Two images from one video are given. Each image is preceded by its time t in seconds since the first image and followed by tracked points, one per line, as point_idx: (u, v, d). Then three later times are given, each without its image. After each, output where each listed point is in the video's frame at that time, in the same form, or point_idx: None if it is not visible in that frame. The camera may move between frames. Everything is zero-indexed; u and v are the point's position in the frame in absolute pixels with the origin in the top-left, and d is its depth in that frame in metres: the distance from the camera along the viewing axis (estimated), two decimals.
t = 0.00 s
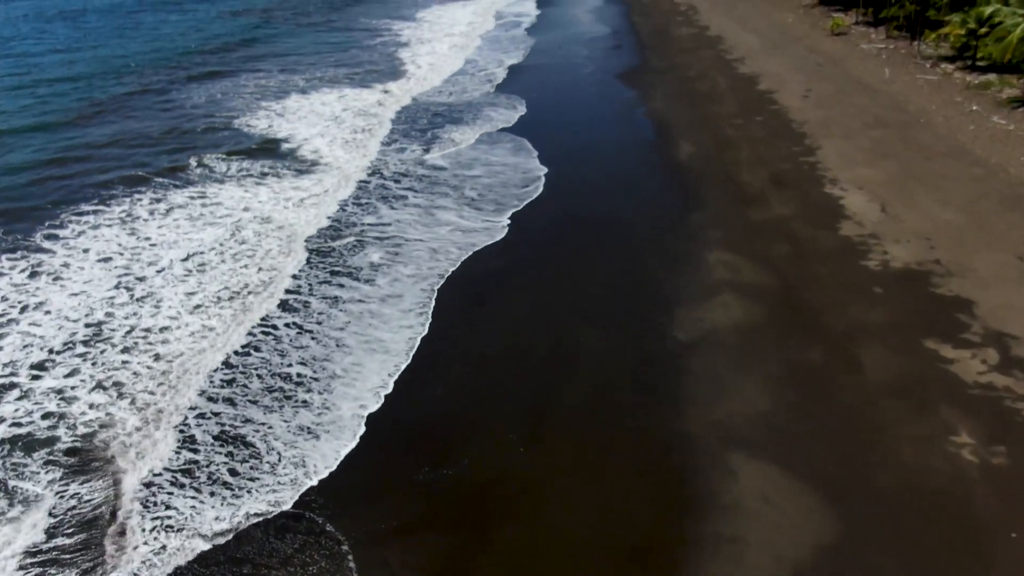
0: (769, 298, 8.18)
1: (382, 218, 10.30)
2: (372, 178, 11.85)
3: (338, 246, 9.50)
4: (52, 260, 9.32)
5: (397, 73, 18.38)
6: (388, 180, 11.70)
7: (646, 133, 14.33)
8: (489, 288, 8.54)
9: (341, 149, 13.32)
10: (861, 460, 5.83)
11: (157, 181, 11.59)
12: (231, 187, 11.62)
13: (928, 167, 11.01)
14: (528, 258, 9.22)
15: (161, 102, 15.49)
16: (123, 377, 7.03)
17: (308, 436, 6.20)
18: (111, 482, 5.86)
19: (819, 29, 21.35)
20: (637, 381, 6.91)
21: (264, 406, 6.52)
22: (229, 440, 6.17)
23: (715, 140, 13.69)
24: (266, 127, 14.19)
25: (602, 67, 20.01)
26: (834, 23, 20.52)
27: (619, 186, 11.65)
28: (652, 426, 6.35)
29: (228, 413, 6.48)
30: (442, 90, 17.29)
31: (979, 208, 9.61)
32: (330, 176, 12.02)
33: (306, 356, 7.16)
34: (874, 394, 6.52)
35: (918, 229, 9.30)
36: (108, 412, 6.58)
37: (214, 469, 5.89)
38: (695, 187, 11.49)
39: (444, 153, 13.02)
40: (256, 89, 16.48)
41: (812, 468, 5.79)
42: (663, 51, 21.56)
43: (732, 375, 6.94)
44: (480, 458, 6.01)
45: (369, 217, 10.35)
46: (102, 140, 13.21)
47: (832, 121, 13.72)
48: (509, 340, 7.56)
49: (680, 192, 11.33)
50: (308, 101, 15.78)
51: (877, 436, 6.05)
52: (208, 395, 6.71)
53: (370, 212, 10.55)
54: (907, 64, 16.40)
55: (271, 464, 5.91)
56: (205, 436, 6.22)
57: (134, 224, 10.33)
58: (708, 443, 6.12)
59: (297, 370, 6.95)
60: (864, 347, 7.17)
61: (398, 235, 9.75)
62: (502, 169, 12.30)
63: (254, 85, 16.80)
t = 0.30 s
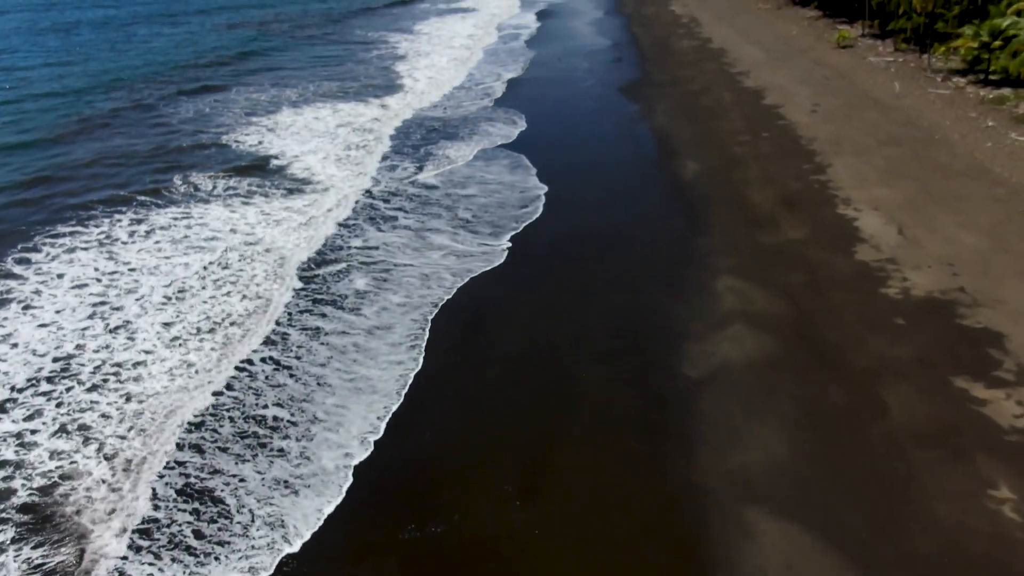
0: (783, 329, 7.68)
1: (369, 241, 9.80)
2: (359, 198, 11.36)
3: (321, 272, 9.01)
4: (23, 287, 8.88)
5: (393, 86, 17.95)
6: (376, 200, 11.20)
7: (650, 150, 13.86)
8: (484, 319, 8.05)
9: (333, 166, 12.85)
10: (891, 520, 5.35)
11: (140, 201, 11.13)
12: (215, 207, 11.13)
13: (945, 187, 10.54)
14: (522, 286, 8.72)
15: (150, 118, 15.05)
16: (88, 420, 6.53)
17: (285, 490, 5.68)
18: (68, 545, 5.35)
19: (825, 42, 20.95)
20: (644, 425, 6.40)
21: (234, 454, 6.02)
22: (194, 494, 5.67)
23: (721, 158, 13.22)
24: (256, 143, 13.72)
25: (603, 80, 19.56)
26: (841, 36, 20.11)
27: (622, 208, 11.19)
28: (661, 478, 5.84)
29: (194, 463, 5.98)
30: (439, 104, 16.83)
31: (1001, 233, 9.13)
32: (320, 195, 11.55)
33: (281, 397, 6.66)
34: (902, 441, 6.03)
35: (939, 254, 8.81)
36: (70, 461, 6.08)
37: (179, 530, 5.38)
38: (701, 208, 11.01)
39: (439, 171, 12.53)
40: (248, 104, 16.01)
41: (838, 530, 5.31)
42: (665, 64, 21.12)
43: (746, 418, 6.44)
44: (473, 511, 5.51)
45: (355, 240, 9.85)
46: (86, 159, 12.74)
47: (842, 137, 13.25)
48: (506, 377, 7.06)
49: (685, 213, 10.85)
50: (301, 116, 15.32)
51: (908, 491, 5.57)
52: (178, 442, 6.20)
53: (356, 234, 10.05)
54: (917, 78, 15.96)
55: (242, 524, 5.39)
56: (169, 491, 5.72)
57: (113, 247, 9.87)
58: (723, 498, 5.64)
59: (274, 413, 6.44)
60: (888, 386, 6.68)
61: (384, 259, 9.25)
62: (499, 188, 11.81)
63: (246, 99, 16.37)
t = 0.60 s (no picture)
0: (799, 364, 7.20)
1: (356, 267, 9.33)
2: (348, 220, 10.87)
3: (304, 302, 8.55)
4: None
5: (389, 101, 17.50)
6: (366, 222, 10.72)
7: (653, 168, 13.38)
8: (478, 355, 7.58)
9: (324, 186, 12.37)
10: None
11: (121, 223, 10.66)
12: (200, 229, 10.65)
13: (964, 210, 10.05)
14: (516, 317, 8.25)
15: (138, 135, 14.60)
16: (50, 471, 6.07)
17: (257, 558, 5.20)
18: None
19: (830, 56, 20.52)
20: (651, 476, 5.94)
21: (198, 514, 5.57)
22: (153, 562, 5.22)
23: (727, 176, 12.75)
24: (246, 162, 13.24)
25: (604, 95, 19.12)
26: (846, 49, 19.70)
27: (624, 229, 10.73)
28: (670, 539, 5.37)
29: (156, 524, 5.53)
30: (436, 120, 16.37)
31: None
32: (310, 217, 11.08)
33: (254, 446, 6.20)
34: (936, 496, 5.56)
35: (962, 282, 8.31)
36: (26, 522, 5.63)
37: None
38: (708, 231, 10.53)
39: (434, 192, 12.06)
40: (239, 120, 15.56)
41: None
42: (667, 78, 20.69)
43: (762, 469, 5.97)
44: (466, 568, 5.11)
45: (340, 266, 9.38)
46: (68, 179, 12.27)
47: (853, 155, 12.79)
48: (502, 420, 6.59)
49: (691, 237, 10.36)
50: (293, 132, 14.86)
51: (944, 555, 5.11)
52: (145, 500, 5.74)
53: (342, 260, 9.58)
54: (927, 93, 15.50)
55: None
56: (126, 558, 5.28)
57: (90, 272, 9.42)
58: (740, 563, 5.17)
59: (248, 466, 5.98)
60: (915, 430, 6.22)
61: (370, 287, 8.78)
62: (495, 210, 11.34)
63: (237, 115, 15.91)
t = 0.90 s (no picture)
0: (816, 404, 6.72)
1: (340, 297, 8.85)
2: (334, 244, 10.40)
3: (287, 334, 8.08)
4: None
5: (385, 117, 17.07)
6: (354, 247, 10.24)
7: (657, 188, 12.91)
8: (472, 395, 7.10)
9: (315, 206, 11.91)
10: None
11: (101, 247, 10.19)
12: (182, 254, 10.16)
13: (984, 235, 9.60)
14: (509, 352, 7.77)
15: (124, 153, 14.15)
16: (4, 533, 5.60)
17: None
18: None
19: (836, 70, 20.11)
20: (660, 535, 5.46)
21: None
22: None
23: (734, 197, 12.28)
24: (235, 181, 12.77)
25: (605, 111, 18.68)
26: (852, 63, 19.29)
27: (627, 254, 10.25)
28: None
29: None
30: (433, 137, 15.91)
31: None
32: (298, 241, 10.62)
33: (221, 502, 5.75)
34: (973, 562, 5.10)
35: (988, 314, 7.84)
36: None
37: None
38: (715, 256, 10.06)
39: (428, 215, 11.58)
40: (231, 138, 15.09)
41: None
42: (669, 93, 20.25)
43: (782, 527, 5.50)
44: None
45: (324, 295, 8.91)
46: (49, 201, 11.79)
47: (863, 175, 12.34)
48: (497, 469, 6.11)
49: (697, 263, 9.89)
50: (285, 150, 14.41)
51: None
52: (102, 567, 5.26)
53: (329, 287, 9.11)
54: (938, 110, 15.08)
55: None
56: None
57: (64, 300, 8.96)
58: None
59: (214, 527, 5.51)
60: (945, 483, 5.75)
61: (354, 319, 8.30)
62: (491, 234, 10.85)
63: (228, 132, 15.47)
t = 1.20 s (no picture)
0: (838, 451, 6.23)
1: (324, 328, 8.36)
2: (322, 270, 9.92)
3: (268, 369, 7.60)
4: None
5: (380, 133, 16.64)
6: (341, 273, 9.76)
7: (661, 209, 12.44)
8: (466, 436, 6.60)
9: (304, 227, 11.44)
10: None
11: (78, 273, 9.71)
12: (163, 280, 9.67)
13: (1006, 260, 9.14)
14: (504, 389, 7.27)
15: (111, 172, 13.71)
16: None
17: None
18: None
19: (842, 84, 19.71)
20: None
21: None
22: None
23: (741, 218, 11.81)
24: (223, 201, 12.29)
25: (606, 126, 18.23)
26: (858, 77, 18.89)
27: (630, 279, 9.77)
28: None
29: None
30: (429, 154, 15.45)
31: None
32: (285, 265, 10.14)
33: (182, 568, 5.28)
34: None
35: (1017, 348, 7.36)
36: None
37: None
38: (723, 282, 9.58)
39: (421, 238, 11.10)
40: (221, 155, 14.63)
41: None
42: (672, 107, 19.84)
43: None
44: None
45: (310, 326, 8.43)
46: (28, 224, 11.31)
47: (876, 195, 11.90)
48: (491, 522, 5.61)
49: (704, 290, 9.40)
50: (276, 167, 13.97)
51: None
52: None
53: (315, 317, 8.63)
54: (950, 126, 14.66)
55: None
56: None
57: (36, 331, 8.48)
58: None
59: None
60: (985, 544, 5.25)
61: (336, 353, 7.82)
62: (487, 259, 10.38)
63: (219, 149, 15.03)
